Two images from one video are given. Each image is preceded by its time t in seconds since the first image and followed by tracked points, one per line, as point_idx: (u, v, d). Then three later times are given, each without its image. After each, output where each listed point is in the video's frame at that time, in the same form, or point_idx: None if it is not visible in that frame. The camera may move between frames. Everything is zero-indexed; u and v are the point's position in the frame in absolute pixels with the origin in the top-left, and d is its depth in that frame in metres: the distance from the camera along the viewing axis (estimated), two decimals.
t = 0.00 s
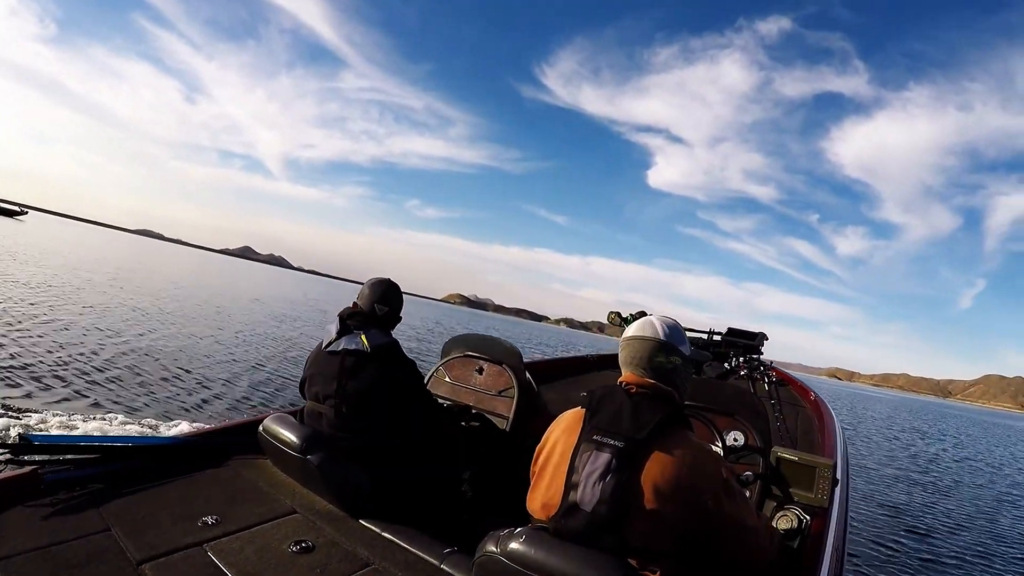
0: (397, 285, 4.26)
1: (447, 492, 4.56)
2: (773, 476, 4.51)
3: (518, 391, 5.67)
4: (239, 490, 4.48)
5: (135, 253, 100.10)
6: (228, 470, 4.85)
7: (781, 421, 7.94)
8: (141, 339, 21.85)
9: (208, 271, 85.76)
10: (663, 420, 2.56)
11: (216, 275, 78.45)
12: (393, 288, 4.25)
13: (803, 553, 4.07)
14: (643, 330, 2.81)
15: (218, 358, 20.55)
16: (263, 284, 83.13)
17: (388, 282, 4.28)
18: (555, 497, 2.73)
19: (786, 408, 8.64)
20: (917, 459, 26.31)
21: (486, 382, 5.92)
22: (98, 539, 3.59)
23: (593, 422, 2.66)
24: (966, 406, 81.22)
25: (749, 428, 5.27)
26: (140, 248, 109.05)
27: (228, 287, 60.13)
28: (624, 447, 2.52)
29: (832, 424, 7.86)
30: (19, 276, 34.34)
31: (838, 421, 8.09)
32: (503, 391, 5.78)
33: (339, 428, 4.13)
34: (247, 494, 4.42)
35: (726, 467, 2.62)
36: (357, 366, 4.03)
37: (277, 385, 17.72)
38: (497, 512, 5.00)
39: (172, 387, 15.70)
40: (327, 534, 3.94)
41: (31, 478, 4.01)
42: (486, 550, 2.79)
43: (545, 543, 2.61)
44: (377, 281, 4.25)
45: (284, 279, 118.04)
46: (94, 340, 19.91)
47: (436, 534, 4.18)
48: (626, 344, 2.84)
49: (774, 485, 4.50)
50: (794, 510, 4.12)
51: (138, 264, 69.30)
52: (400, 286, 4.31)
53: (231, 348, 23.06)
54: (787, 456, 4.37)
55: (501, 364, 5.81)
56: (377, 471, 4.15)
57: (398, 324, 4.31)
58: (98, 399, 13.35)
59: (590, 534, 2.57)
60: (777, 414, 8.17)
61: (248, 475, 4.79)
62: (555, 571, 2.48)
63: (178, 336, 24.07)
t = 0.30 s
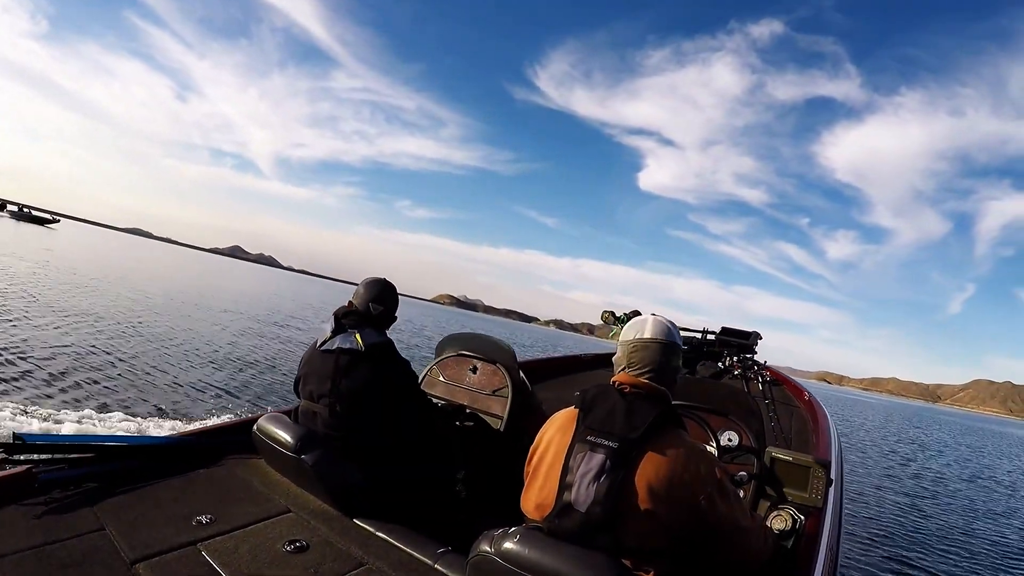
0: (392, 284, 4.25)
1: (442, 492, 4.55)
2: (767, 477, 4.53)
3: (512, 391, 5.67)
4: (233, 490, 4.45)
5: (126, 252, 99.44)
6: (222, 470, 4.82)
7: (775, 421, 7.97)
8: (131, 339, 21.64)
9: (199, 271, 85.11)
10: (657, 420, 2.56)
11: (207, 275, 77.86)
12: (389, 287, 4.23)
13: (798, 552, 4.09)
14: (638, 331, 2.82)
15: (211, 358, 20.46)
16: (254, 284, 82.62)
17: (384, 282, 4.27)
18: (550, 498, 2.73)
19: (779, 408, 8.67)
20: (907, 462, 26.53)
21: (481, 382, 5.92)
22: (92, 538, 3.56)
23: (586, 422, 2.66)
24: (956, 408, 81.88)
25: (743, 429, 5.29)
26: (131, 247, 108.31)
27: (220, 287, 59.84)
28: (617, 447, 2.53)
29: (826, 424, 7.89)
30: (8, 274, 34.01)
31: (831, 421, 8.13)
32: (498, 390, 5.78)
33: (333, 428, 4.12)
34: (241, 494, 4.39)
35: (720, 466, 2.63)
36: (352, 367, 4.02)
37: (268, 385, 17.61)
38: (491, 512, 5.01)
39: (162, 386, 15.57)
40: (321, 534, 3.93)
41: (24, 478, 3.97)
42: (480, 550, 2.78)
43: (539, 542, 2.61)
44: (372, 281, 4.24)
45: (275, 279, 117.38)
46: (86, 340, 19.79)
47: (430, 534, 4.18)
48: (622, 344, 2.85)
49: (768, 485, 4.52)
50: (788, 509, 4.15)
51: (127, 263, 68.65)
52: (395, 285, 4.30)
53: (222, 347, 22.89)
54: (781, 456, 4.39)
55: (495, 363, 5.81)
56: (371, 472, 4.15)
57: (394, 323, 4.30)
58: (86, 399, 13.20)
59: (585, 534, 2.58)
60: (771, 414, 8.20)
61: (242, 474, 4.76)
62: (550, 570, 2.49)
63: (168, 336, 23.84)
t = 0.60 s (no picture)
0: (385, 284, 4.25)
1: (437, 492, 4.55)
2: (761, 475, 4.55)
3: (506, 390, 5.68)
4: (226, 489, 4.43)
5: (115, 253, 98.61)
6: (216, 469, 4.80)
7: (768, 419, 8.02)
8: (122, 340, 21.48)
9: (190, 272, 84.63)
10: (652, 421, 2.58)
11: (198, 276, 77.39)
12: (382, 287, 4.23)
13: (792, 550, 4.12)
14: (633, 331, 2.83)
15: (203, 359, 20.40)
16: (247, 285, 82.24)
17: (377, 282, 4.27)
18: (545, 498, 2.74)
19: (772, 407, 8.72)
20: (898, 461, 26.73)
21: (474, 381, 5.93)
22: (86, 538, 3.54)
23: (582, 422, 2.68)
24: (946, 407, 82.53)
25: (737, 428, 5.32)
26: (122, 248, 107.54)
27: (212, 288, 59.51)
28: (612, 447, 2.54)
29: (819, 423, 7.95)
30: None
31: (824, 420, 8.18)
32: (491, 389, 5.79)
33: (328, 429, 4.12)
34: (235, 493, 4.38)
35: (714, 467, 2.65)
36: (346, 367, 4.02)
37: (261, 386, 17.53)
38: (485, 512, 5.02)
39: (153, 387, 15.46)
40: (316, 534, 3.92)
41: (17, 477, 3.95)
42: (475, 550, 2.79)
43: (534, 542, 2.62)
44: (365, 281, 4.24)
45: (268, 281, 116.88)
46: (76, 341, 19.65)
47: (425, 534, 4.18)
48: (618, 344, 2.86)
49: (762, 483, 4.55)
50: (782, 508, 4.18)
51: (117, 265, 68.12)
52: (388, 285, 4.30)
53: (214, 348, 22.76)
54: (775, 455, 4.42)
55: (489, 362, 5.82)
56: (366, 472, 4.15)
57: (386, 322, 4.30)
58: (76, 399, 13.07)
59: (581, 534, 2.59)
60: (764, 413, 8.24)
61: (236, 474, 4.74)
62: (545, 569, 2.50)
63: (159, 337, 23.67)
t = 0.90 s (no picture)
0: (386, 286, 4.24)
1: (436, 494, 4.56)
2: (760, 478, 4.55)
3: (506, 392, 5.68)
4: (225, 491, 4.43)
5: (116, 256, 98.56)
6: (216, 472, 4.80)
7: (768, 421, 8.02)
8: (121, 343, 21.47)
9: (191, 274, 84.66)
10: (656, 425, 2.57)
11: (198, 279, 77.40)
12: (384, 288, 4.23)
13: (792, 552, 4.11)
14: (637, 333, 2.83)
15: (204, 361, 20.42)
16: (247, 288, 82.26)
17: (379, 283, 4.27)
18: (548, 501, 2.73)
19: (773, 408, 8.72)
20: (901, 461, 26.61)
21: (475, 382, 5.92)
22: (86, 541, 3.53)
23: (586, 425, 2.67)
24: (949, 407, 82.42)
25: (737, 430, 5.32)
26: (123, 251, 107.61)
27: (213, 290, 59.55)
28: (616, 450, 2.54)
29: (820, 425, 7.93)
30: None
31: (825, 422, 8.18)
32: (491, 391, 5.78)
33: (328, 431, 4.12)
34: (234, 496, 4.37)
35: (717, 471, 2.65)
36: (347, 368, 4.02)
37: (261, 388, 17.52)
38: (486, 514, 5.01)
39: (154, 389, 15.45)
40: (317, 536, 3.91)
41: (18, 481, 3.95)
42: (477, 551, 2.78)
43: (537, 543, 2.62)
44: (366, 281, 4.23)
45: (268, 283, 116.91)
46: (77, 343, 19.68)
47: (425, 536, 4.18)
48: (622, 346, 2.85)
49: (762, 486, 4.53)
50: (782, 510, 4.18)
51: (118, 268, 68.14)
52: (389, 286, 4.30)
53: (214, 350, 22.75)
54: (775, 457, 4.41)
55: (490, 364, 5.81)
56: (366, 474, 4.15)
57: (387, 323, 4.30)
58: (75, 402, 13.06)
59: (583, 536, 2.59)
60: (765, 415, 8.24)
61: (236, 477, 4.73)
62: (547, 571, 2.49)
63: (159, 339, 23.66)
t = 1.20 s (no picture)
0: (387, 292, 4.24)
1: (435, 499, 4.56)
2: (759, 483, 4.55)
3: (506, 398, 5.67)
4: (226, 497, 4.42)
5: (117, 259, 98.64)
6: (216, 477, 4.80)
7: (768, 427, 8.02)
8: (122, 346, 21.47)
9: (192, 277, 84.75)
10: (656, 432, 2.57)
11: (199, 281, 77.46)
12: (384, 295, 4.22)
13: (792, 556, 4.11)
14: (637, 339, 2.83)
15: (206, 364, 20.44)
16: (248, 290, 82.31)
17: (379, 289, 4.26)
18: (547, 507, 2.73)
19: (773, 414, 8.72)
20: (904, 462, 26.49)
21: (474, 389, 5.92)
22: (86, 546, 3.52)
23: (585, 431, 2.67)
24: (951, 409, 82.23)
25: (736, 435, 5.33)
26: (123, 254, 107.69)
27: (214, 293, 59.62)
28: (616, 457, 2.54)
29: (820, 431, 7.93)
30: None
31: (825, 429, 8.18)
32: (491, 397, 5.78)
33: (328, 436, 4.12)
34: (235, 501, 4.36)
35: (717, 478, 2.64)
36: (347, 375, 4.02)
37: (261, 391, 17.52)
38: (486, 519, 5.00)
39: (153, 393, 15.46)
40: (316, 541, 3.91)
41: (17, 485, 3.94)
42: (475, 557, 2.78)
43: (535, 549, 2.61)
44: (366, 288, 4.23)
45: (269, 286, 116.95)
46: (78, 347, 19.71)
47: (425, 541, 4.17)
48: (622, 353, 2.85)
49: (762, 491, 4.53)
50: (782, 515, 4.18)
51: (119, 270, 68.20)
52: (390, 292, 4.30)
53: (215, 354, 22.76)
54: (775, 462, 4.40)
55: (489, 370, 5.80)
56: (366, 479, 4.15)
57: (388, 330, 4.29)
58: (75, 406, 13.06)
59: (582, 543, 2.58)
60: (765, 421, 8.24)
61: (237, 482, 4.73)
62: None
63: (159, 342, 23.69)
